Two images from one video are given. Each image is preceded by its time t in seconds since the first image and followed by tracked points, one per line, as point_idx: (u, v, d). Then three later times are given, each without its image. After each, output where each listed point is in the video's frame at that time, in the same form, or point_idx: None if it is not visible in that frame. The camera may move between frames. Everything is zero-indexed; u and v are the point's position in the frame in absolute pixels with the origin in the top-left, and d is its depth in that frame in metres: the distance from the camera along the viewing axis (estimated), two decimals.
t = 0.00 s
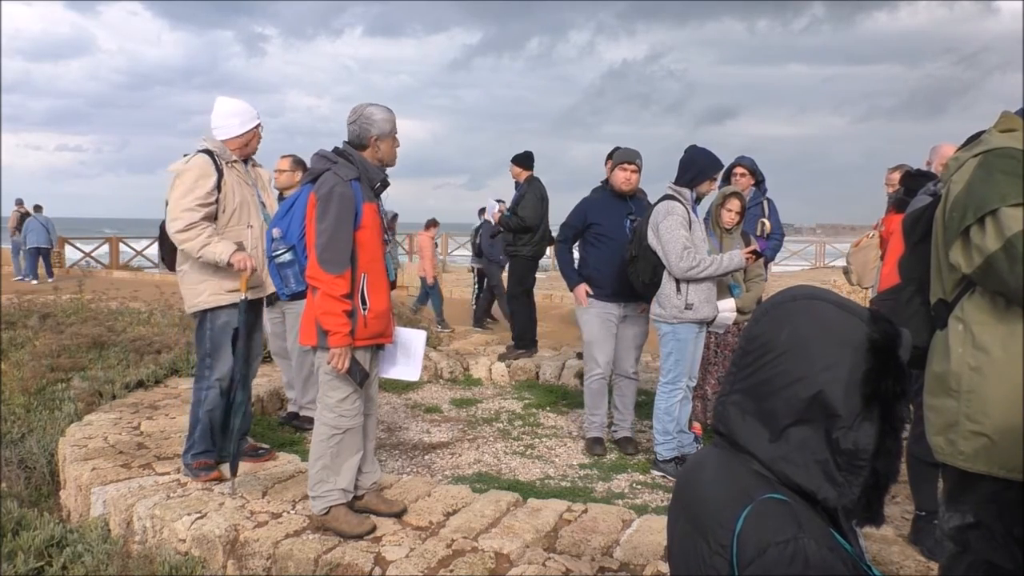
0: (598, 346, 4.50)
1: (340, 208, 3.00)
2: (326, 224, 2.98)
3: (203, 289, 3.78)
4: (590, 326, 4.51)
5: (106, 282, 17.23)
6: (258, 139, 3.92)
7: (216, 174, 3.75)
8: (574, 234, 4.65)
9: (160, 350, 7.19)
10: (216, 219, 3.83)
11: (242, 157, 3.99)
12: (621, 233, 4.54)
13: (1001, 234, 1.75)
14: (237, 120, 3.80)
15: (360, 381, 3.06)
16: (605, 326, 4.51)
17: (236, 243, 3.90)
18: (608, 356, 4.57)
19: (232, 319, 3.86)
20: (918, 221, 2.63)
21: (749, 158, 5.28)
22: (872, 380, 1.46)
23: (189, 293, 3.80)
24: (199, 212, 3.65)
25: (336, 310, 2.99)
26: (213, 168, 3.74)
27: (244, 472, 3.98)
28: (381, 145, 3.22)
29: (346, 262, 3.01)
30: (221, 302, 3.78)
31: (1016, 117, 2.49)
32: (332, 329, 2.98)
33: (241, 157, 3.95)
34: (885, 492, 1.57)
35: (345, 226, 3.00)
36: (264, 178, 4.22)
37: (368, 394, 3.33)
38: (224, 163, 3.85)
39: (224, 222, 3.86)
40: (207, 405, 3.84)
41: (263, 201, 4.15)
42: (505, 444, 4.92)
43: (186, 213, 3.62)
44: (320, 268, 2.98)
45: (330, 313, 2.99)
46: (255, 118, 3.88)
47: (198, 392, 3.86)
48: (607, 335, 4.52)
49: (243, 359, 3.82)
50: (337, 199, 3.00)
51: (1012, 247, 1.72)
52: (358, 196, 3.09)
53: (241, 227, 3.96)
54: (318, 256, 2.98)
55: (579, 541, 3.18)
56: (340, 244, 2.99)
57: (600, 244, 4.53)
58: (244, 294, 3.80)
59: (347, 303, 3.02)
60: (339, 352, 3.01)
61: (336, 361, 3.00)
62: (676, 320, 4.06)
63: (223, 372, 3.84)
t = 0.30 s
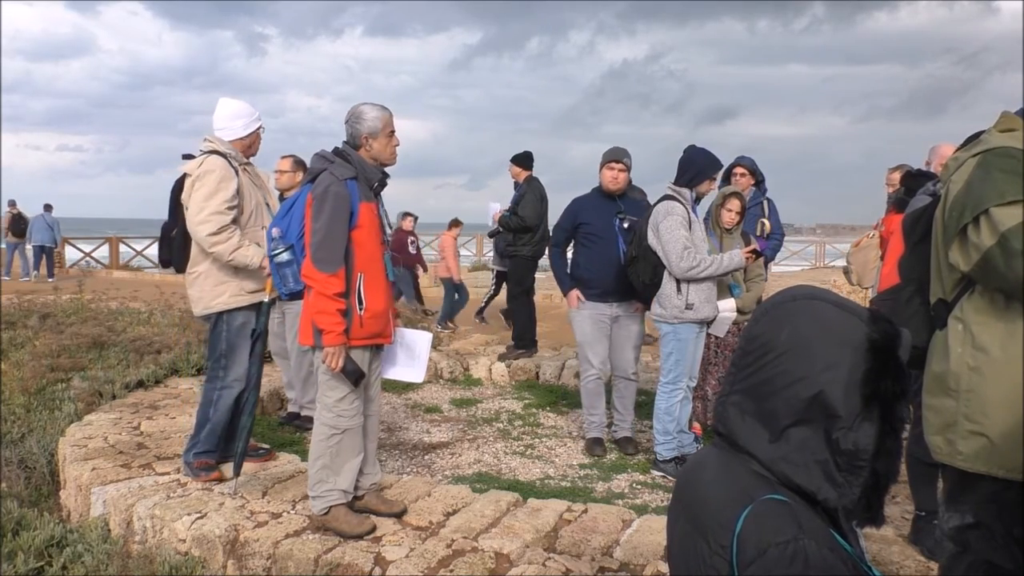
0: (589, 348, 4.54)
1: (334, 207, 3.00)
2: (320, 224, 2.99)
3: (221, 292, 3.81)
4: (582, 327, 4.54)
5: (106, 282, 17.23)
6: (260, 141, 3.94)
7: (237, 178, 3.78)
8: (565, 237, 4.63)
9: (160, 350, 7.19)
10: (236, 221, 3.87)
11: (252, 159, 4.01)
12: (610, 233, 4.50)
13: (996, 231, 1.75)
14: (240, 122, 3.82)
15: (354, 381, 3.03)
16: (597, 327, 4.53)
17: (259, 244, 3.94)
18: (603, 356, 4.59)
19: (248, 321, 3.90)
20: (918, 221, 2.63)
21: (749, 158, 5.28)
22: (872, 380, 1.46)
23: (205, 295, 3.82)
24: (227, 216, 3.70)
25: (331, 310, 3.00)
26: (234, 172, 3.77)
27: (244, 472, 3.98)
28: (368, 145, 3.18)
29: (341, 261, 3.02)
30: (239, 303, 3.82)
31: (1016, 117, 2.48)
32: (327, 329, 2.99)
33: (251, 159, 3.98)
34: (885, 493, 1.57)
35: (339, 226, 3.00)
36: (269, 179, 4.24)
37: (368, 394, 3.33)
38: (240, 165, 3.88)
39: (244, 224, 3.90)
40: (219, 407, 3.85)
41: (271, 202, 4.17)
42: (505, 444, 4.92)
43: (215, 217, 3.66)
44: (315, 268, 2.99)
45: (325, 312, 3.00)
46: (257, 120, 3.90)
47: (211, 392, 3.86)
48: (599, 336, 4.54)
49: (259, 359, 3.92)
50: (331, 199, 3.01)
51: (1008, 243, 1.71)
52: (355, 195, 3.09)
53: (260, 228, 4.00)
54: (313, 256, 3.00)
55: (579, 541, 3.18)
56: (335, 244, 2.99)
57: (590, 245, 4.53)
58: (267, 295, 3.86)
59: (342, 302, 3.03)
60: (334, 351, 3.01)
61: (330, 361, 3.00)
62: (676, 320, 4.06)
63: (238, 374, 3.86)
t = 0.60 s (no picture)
0: (585, 347, 4.56)
1: (330, 207, 3.00)
2: (316, 224, 2.99)
3: (230, 292, 3.81)
4: (578, 327, 4.56)
5: (106, 282, 17.24)
6: (260, 140, 3.94)
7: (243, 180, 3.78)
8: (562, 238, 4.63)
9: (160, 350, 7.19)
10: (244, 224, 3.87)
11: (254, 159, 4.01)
12: (603, 234, 4.48)
13: (1002, 229, 1.75)
14: (239, 122, 3.82)
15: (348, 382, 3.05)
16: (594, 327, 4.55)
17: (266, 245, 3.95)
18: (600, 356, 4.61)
19: (256, 321, 3.90)
20: (917, 221, 2.63)
21: (749, 158, 5.28)
22: (870, 380, 1.46)
23: (211, 296, 3.82)
24: (238, 220, 3.71)
25: (325, 310, 3.00)
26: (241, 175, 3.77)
27: (244, 472, 3.98)
28: (379, 146, 3.19)
29: (336, 261, 3.01)
30: (248, 304, 3.83)
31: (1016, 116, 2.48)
32: (322, 329, 2.99)
33: (253, 159, 3.97)
34: (883, 493, 1.57)
35: (335, 226, 3.00)
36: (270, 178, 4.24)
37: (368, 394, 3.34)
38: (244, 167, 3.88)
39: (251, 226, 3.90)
40: (223, 407, 3.87)
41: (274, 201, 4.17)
42: (505, 444, 4.92)
43: (227, 222, 3.67)
44: (310, 268, 2.99)
45: (320, 312, 3.00)
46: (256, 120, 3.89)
47: (215, 392, 3.87)
48: (595, 336, 4.56)
49: (264, 360, 3.85)
50: (327, 199, 3.01)
51: (1014, 241, 1.71)
52: (352, 195, 3.09)
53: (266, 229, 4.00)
54: (307, 256, 3.00)
55: (579, 541, 3.18)
56: (330, 244, 2.99)
57: (585, 245, 4.52)
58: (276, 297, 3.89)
59: (337, 303, 3.03)
60: (328, 351, 3.01)
61: (325, 361, 3.01)
62: (676, 320, 4.07)
63: (243, 375, 3.87)
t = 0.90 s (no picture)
0: (582, 348, 4.59)
1: (333, 208, 3.00)
2: (319, 224, 2.99)
3: (227, 293, 3.81)
4: (575, 328, 4.58)
5: (106, 282, 17.23)
6: (259, 140, 3.94)
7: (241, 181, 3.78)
8: (565, 237, 4.66)
9: (160, 350, 7.19)
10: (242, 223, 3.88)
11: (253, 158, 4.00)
12: (598, 233, 4.48)
13: (1004, 231, 1.75)
14: (238, 122, 3.82)
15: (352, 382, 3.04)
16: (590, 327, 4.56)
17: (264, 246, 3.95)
18: (597, 356, 4.62)
19: (251, 320, 3.90)
20: (917, 222, 2.64)
21: (750, 158, 5.28)
22: (867, 380, 1.46)
23: (208, 296, 3.82)
24: (237, 221, 3.71)
25: (328, 310, 2.99)
26: (239, 175, 3.77)
27: (244, 472, 3.98)
28: (386, 147, 3.22)
29: (339, 261, 3.01)
30: (244, 304, 3.83)
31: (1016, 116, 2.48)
32: (325, 329, 2.98)
33: (252, 159, 3.97)
34: (881, 493, 1.57)
35: (338, 226, 3.00)
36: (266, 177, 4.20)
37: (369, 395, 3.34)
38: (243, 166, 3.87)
39: (249, 226, 3.91)
40: (219, 407, 3.86)
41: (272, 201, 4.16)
42: (505, 444, 4.92)
43: (226, 222, 3.67)
44: (313, 268, 2.99)
45: (323, 312, 2.99)
46: (255, 119, 3.89)
47: (212, 393, 3.87)
48: (591, 336, 4.57)
49: (263, 360, 3.90)
50: (330, 199, 3.01)
51: (1016, 242, 1.71)
52: (354, 195, 3.09)
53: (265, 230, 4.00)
54: (310, 257, 3.00)
55: (579, 541, 3.18)
56: (333, 244, 2.99)
57: (584, 245, 4.52)
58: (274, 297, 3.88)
59: (340, 303, 3.02)
60: (331, 351, 3.00)
61: (328, 361, 3.00)
62: (677, 320, 4.07)
63: (240, 375, 3.87)
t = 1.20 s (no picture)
0: (582, 348, 4.59)
1: (344, 208, 3.00)
2: (330, 225, 2.98)
3: (221, 293, 3.81)
4: (576, 327, 4.60)
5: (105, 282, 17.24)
6: (260, 140, 3.93)
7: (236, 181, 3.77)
8: (570, 237, 4.70)
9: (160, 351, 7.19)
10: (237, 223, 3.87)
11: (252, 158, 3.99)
12: (596, 234, 4.49)
13: (1003, 232, 1.75)
14: (238, 122, 3.81)
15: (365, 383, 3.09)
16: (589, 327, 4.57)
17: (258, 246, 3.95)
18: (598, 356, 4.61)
19: (246, 321, 3.89)
20: (916, 223, 2.65)
21: (750, 158, 5.27)
22: (863, 379, 1.46)
23: (200, 295, 3.83)
24: (229, 221, 3.70)
25: (341, 310, 2.99)
26: (234, 175, 3.76)
27: (244, 472, 3.98)
28: (391, 148, 3.25)
29: (350, 262, 3.01)
30: (238, 305, 3.83)
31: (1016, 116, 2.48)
32: (336, 329, 2.98)
33: (251, 159, 3.96)
34: (879, 491, 1.57)
35: (349, 227, 3.00)
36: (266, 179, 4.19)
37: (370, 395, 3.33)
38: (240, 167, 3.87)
39: (244, 225, 3.91)
40: (217, 407, 3.86)
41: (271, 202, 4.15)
42: (505, 444, 4.92)
43: (218, 222, 3.67)
44: (324, 268, 2.98)
45: (335, 312, 2.98)
46: (255, 118, 3.88)
47: (210, 393, 3.87)
48: (591, 336, 4.57)
49: (259, 360, 3.94)
50: (341, 200, 3.01)
51: (1015, 243, 1.71)
52: (362, 196, 3.09)
53: (259, 230, 4.00)
54: (321, 257, 2.99)
55: (579, 541, 3.18)
56: (344, 245, 2.99)
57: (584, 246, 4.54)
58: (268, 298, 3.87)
59: (351, 303, 3.02)
60: (344, 352, 3.01)
61: (340, 362, 3.00)
62: (678, 320, 4.07)
63: (237, 374, 3.87)
